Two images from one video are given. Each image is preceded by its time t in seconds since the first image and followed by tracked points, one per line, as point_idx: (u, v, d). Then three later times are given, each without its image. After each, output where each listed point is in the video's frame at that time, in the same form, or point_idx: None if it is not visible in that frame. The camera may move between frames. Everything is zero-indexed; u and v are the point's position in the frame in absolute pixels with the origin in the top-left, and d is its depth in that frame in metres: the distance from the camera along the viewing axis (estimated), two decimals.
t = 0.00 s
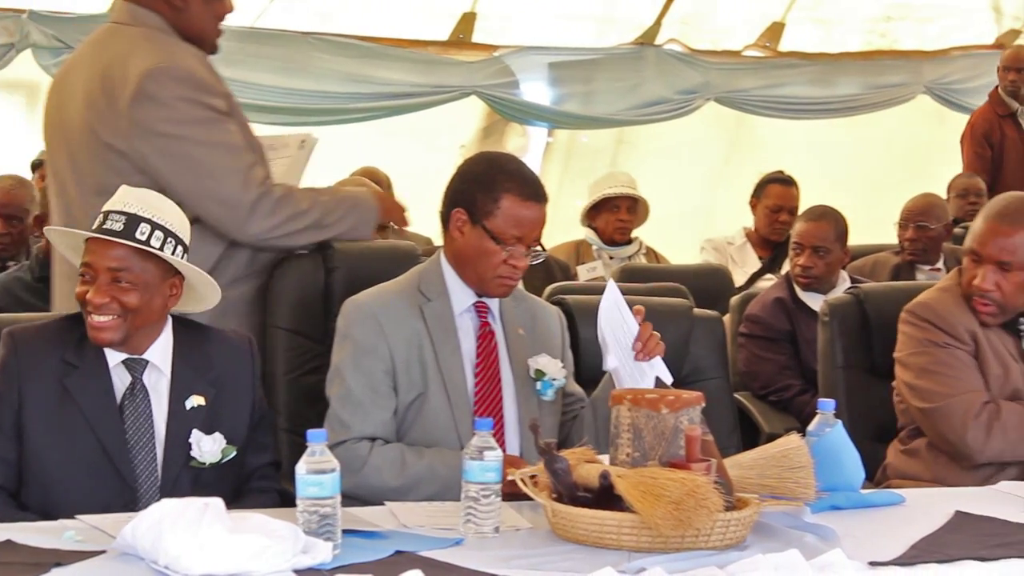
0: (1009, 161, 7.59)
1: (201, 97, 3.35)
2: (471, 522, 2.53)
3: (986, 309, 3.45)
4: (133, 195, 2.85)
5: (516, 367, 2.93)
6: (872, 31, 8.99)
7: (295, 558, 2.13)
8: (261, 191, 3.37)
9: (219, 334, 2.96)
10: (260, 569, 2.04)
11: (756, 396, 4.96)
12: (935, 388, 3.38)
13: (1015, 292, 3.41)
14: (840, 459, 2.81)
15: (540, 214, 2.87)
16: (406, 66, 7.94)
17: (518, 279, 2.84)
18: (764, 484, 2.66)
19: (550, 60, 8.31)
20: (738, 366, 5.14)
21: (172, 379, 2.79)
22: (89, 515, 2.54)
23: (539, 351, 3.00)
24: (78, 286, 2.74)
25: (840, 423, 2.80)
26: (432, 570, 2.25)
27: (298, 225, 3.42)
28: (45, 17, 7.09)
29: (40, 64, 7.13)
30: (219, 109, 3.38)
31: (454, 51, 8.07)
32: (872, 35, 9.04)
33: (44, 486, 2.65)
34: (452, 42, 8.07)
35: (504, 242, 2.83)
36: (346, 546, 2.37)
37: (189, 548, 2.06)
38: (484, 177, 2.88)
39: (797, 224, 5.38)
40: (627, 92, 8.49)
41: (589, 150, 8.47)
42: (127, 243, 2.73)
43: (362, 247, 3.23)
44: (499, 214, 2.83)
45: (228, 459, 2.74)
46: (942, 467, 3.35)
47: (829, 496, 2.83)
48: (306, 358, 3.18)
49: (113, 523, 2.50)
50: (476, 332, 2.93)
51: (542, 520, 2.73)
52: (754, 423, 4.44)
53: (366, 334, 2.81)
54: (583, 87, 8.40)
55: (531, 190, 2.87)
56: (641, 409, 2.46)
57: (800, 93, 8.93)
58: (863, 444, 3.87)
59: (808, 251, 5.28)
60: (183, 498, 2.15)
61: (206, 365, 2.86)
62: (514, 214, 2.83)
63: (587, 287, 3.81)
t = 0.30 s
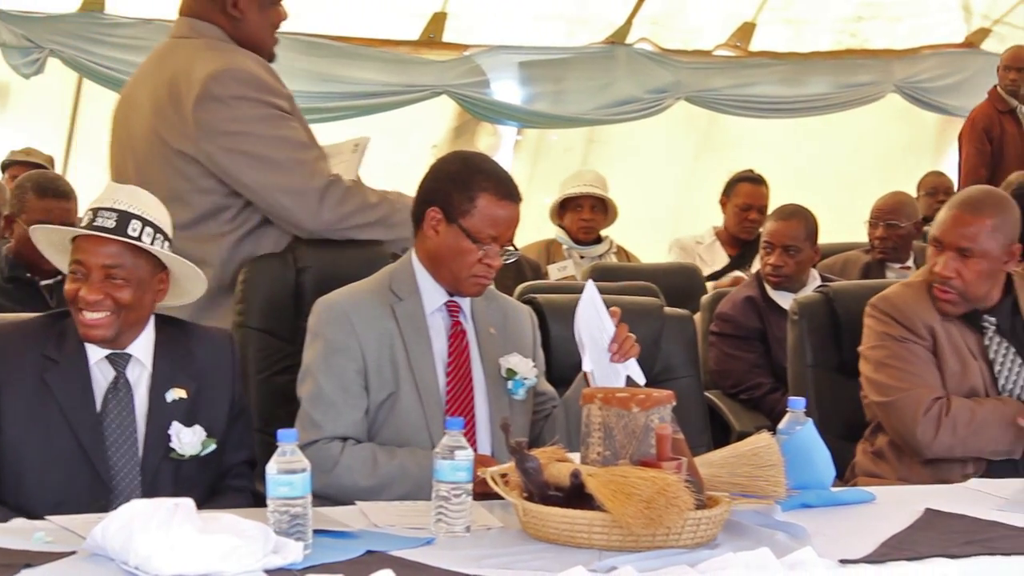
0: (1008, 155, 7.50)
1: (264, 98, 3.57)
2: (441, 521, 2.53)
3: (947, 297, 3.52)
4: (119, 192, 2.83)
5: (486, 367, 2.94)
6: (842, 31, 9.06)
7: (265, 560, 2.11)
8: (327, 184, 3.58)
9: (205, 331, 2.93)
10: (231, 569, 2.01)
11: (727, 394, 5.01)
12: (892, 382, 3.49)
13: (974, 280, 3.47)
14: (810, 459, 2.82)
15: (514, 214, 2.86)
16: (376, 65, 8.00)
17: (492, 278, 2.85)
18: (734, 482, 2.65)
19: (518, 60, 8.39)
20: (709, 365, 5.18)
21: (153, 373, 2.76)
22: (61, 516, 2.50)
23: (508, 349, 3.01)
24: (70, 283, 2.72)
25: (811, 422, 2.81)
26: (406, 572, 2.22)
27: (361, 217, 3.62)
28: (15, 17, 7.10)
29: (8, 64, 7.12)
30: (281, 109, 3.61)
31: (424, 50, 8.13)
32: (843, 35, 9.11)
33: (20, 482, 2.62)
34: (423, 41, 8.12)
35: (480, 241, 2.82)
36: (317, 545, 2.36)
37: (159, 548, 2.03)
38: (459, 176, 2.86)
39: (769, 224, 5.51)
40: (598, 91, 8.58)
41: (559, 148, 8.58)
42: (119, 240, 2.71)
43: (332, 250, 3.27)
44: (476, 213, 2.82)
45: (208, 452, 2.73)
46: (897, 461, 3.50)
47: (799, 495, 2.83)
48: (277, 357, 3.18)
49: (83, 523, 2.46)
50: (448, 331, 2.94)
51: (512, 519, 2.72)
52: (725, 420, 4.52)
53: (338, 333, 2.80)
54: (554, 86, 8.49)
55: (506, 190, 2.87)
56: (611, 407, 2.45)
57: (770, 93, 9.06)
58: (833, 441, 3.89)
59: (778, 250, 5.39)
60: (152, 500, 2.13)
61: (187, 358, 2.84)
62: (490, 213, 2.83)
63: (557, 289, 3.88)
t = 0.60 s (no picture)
0: (1007, 153, 7.64)
1: (306, 92, 3.68)
2: (414, 521, 2.50)
3: (913, 295, 3.54)
4: (76, 189, 2.80)
5: (458, 367, 2.96)
6: (814, 30, 9.21)
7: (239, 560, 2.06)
8: (364, 180, 3.63)
9: (161, 326, 2.91)
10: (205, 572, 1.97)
11: (700, 392, 5.07)
12: (875, 390, 3.47)
13: (939, 278, 3.51)
14: (781, 456, 2.84)
15: (487, 213, 2.87)
16: (348, 66, 8.00)
17: (465, 278, 2.85)
18: (707, 481, 2.61)
19: (490, 60, 8.47)
20: (681, 364, 5.24)
21: (113, 366, 2.76)
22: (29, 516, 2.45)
23: (481, 349, 3.03)
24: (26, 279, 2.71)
25: (782, 420, 2.83)
26: (381, 570, 2.20)
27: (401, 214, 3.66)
28: None
29: None
30: (323, 105, 3.70)
31: (396, 51, 8.16)
32: (814, 34, 9.27)
33: None
34: (395, 42, 8.16)
35: (454, 240, 2.82)
36: (289, 545, 2.30)
37: (132, 549, 1.98)
38: (433, 175, 2.86)
39: (740, 222, 5.56)
40: (569, 91, 8.65)
41: (532, 147, 8.65)
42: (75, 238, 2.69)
43: (306, 245, 3.24)
44: (449, 212, 2.82)
45: (170, 440, 2.75)
46: (882, 465, 3.48)
47: (771, 493, 2.84)
48: (251, 358, 3.20)
49: (53, 524, 2.42)
50: (420, 331, 2.95)
51: (485, 518, 2.71)
52: (698, 419, 4.57)
53: (312, 333, 2.80)
54: (526, 86, 8.55)
55: (479, 189, 2.87)
56: (584, 406, 2.43)
57: (742, 92, 9.17)
58: (806, 440, 3.89)
59: (750, 249, 5.45)
60: (125, 499, 2.08)
61: (146, 351, 2.83)
62: (464, 212, 2.83)
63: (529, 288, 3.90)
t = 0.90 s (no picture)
0: None
1: (344, 115, 3.55)
2: (390, 520, 2.49)
3: (912, 296, 3.53)
4: (34, 188, 2.80)
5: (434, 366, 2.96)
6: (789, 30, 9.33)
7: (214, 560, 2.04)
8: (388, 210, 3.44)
9: (124, 325, 2.93)
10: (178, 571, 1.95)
11: (675, 390, 5.10)
12: (856, 387, 3.47)
13: (940, 277, 3.51)
14: (756, 453, 2.84)
15: (462, 212, 2.86)
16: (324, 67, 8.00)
17: (440, 276, 2.85)
18: (682, 480, 2.59)
19: (466, 60, 8.43)
20: (657, 362, 5.26)
21: (79, 361, 2.76)
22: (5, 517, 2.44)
23: (457, 348, 3.04)
24: None
25: (758, 418, 2.83)
26: (357, 570, 2.19)
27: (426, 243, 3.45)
28: None
29: None
30: (362, 129, 3.56)
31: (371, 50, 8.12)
32: (789, 34, 9.39)
33: None
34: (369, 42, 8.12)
35: (428, 239, 2.82)
36: (265, 545, 2.28)
37: (104, 548, 1.96)
38: (407, 173, 2.86)
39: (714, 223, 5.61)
40: (545, 91, 8.63)
41: (509, 147, 8.65)
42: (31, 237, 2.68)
43: (280, 244, 3.25)
44: (423, 211, 2.82)
45: (136, 431, 2.77)
46: (862, 463, 3.48)
47: (747, 491, 2.84)
48: (226, 357, 3.21)
49: (29, 525, 2.41)
50: (396, 330, 2.95)
51: (461, 517, 2.70)
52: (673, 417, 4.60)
53: (287, 331, 2.80)
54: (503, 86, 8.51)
55: (454, 187, 2.86)
56: (559, 405, 2.41)
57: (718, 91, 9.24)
58: (781, 438, 3.90)
59: (723, 247, 5.50)
60: (101, 501, 2.06)
61: (111, 346, 2.84)
62: (438, 211, 2.82)
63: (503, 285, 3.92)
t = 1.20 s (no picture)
0: None
1: (368, 117, 3.60)
2: (363, 521, 2.48)
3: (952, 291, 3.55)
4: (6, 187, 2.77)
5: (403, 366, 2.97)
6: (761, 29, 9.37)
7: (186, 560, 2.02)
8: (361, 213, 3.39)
9: (93, 326, 2.92)
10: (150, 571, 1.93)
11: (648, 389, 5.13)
12: (822, 385, 3.48)
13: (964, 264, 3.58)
14: (728, 453, 2.84)
15: (435, 212, 2.86)
16: (294, 67, 8.00)
17: (412, 276, 2.84)
18: (654, 479, 2.58)
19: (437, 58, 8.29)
20: (630, 361, 5.29)
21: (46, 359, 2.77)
22: None
23: (427, 347, 3.04)
24: None
25: (730, 417, 2.84)
26: (330, 570, 2.17)
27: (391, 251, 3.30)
28: None
29: None
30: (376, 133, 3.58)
31: (343, 52, 8.18)
32: (760, 33, 9.46)
33: None
34: (342, 43, 8.16)
35: (400, 238, 2.82)
36: (236, 545, 2.27)
37: (77, 549, 1.94)
38: (377, 173, 2.86)
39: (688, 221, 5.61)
40: (518, 90, 8.55)
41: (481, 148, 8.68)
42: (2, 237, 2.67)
43: (252, 244, 3.26)
44: (395, 210, 2.82)
45: (105, 426, 2.78)
46: (832, 462, 3.50)
47: (719, 491, 2.85)
48: (198, 358, 3.22)
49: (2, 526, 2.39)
50: (367, 330, 2.95)
51: (433, 517, 2.69)
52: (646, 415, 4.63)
53: (257, 331, 2.80)
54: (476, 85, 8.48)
55: (426, 187, 2.86)
56: (531, 405, 2.39)
57: (693, 89, 9.29)
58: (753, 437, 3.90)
59: (695, 246, 5.52)
60: (73, 500, 2.04)
61: (79, 343, 2.85)
62: (410, 210, 2.82)
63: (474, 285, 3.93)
